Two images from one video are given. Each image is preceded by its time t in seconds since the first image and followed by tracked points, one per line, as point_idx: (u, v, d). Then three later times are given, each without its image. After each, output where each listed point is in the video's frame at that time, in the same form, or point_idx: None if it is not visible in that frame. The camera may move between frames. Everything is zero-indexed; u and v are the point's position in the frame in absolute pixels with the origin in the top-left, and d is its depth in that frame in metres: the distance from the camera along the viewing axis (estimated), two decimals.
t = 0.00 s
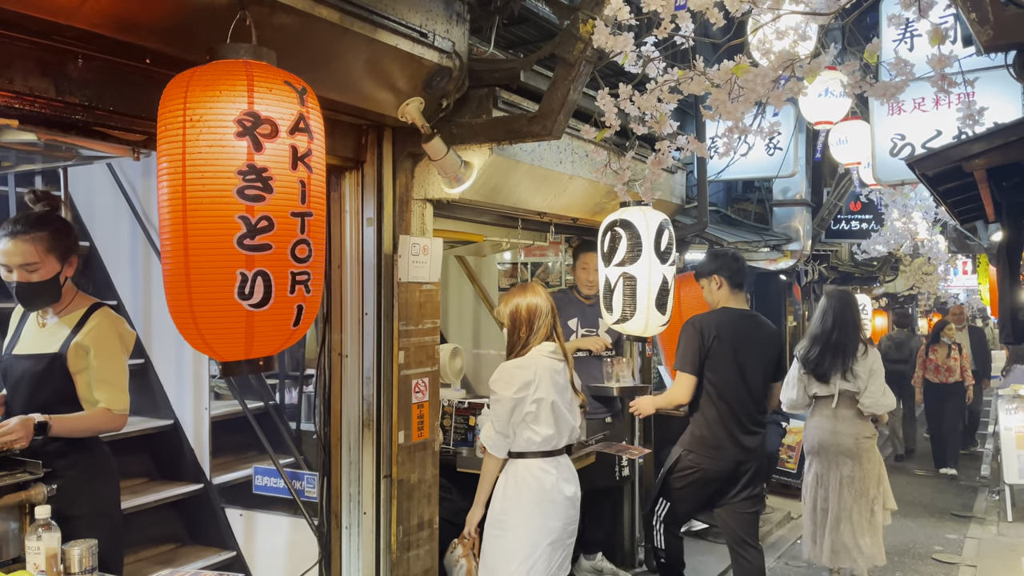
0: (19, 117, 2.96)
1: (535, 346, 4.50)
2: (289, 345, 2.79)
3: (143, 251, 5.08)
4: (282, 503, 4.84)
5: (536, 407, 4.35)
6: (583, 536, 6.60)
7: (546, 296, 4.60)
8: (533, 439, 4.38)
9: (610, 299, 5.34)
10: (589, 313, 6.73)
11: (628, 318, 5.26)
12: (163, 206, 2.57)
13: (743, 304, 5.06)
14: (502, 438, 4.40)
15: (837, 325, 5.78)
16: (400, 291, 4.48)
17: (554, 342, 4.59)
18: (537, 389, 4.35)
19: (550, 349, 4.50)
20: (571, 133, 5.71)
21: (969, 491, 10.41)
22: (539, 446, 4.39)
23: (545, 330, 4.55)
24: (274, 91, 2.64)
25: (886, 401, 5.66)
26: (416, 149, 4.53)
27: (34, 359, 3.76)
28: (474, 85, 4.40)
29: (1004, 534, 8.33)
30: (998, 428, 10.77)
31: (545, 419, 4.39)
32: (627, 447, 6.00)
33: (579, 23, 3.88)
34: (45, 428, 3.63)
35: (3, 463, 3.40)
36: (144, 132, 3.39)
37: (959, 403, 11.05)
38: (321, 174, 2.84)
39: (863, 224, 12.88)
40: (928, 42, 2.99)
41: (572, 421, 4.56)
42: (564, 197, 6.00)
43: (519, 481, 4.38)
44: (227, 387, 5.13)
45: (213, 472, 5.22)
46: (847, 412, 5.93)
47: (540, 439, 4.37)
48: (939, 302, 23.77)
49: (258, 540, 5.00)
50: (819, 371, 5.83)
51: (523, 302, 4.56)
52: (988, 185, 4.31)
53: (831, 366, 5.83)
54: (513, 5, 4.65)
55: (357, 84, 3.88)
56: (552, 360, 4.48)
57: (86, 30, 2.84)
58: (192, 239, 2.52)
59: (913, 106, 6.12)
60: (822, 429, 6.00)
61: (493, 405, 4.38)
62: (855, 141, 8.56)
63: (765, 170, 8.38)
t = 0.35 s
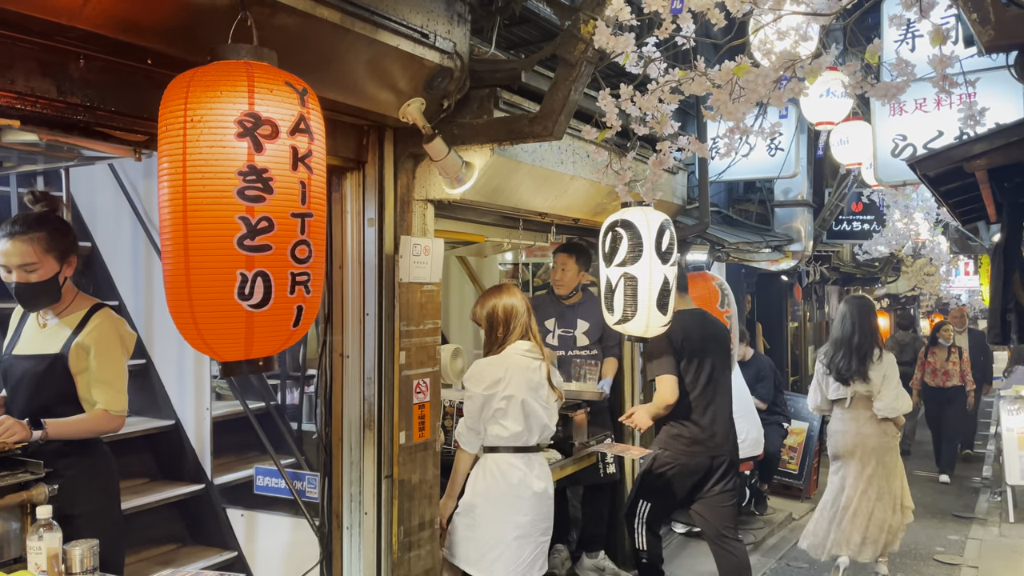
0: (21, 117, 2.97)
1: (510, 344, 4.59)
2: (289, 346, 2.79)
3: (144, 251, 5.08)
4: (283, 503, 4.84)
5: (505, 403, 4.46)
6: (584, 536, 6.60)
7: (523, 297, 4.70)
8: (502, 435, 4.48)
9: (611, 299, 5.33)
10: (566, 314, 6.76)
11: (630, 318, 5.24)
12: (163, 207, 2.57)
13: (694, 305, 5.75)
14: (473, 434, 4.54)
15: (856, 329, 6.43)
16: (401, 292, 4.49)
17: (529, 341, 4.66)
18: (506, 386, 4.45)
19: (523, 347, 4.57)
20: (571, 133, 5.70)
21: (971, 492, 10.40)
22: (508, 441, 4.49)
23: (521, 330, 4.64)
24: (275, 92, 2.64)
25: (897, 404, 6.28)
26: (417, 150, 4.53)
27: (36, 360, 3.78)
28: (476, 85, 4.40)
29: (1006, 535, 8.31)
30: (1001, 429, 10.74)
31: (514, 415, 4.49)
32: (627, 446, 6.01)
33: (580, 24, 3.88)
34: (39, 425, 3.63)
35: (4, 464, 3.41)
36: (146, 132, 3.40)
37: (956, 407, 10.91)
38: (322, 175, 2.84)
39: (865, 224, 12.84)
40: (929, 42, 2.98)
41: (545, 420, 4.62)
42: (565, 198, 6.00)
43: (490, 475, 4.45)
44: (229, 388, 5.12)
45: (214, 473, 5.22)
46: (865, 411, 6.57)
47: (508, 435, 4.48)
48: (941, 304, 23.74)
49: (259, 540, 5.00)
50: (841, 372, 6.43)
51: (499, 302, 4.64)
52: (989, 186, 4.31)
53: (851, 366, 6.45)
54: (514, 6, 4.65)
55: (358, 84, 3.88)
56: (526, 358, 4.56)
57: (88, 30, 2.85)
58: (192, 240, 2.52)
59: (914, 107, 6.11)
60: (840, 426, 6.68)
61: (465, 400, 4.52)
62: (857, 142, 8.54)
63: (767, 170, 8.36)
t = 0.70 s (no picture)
0: (23, 117, 2.98)
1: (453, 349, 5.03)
2: (290, 345, 2.79)
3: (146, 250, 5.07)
4: (285, 503, 4.85)
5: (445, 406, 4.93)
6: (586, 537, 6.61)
7: (474, 304, 5.14)
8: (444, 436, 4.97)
9: (613, 299, 5.31)
10: (564, 312, 6.84)
11: (632, 318, 5.23)
12: (164, 205, 2.57)
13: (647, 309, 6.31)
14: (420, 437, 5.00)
15: (878, 329, 6.72)
16: (403, 291, 4.49)
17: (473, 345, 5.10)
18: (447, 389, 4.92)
19: (465, 351, 5.01)
20: (574, 133, 5.69)
21: (973, 492, 10.40)
22: (451, 442, 4.98)
23: (467, 333, 5.09)
24: (277, 91, 2.64)
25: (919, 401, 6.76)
26: (419, 149, 4.52)
27: (36, 360, 3.78)
28: (478, 85, 4.39)
29: (1008, 536, 8.31)
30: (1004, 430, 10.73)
31: (454, 417, 4.95)
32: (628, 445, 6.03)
33: (583, 23, 3.87)
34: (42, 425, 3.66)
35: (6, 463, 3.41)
36: (148, 132, 3.40)
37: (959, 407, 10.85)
38: (324, 174, 2.84)
39: (867, 224, 12.82)
40: (933, 41, 2.97)
41: (487, 422, 5.08)
42: (567, 198, 5.99)
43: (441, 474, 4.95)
44: (231, 388, 5.09)
45: (216, 473, 5.22)
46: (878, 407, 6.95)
47: (449, 435, 4.96)
48: (943, 304, 23.70)
49: (261, 540, 5.00)
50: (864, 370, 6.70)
51: (452, 307, 5.08)
52: (991, 185, 4.29)
53: (873, 365, 6.75)
54: (516, 6, 4.64)
55: (361, 83, 3.88)
56: (468, 361, 5.01)
57: (90, 29, 2.85)
58: (193, 239, 2.52)
59: (917, 106, 6.09)
60: (857, 421, 6.99)
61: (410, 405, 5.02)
62: (859, 141, 8.53)
63: (769, 170, 8.34)
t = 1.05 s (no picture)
0: (24, 116, 2.98)
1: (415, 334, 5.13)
2: (292, 344, 2.79)
3: (148, 250, 5.07)
4: (286, 503, 4.85)
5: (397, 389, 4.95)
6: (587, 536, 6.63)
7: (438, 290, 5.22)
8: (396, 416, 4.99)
9: (615, 299, 5.29)
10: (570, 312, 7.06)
11: (633, 318, 5.22)
12: (166, 203, 2.57)
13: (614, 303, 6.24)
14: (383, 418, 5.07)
15: (875, 326, 7.25)
16: (405, 291, 4.49)
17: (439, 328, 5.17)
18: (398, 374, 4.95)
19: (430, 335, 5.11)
20: (575, 133, 5.68)
21: (975, 492, 10.41)
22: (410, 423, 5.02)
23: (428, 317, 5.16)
24: (279, 89, 2.64)
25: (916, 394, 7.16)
26: (421, 149, 4.51)
27: (37, 359, 3.80)
28: (479, 84, 4.38)
29: (1010, 536, 8.30)
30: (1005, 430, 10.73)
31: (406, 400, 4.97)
32: (631, 447, 6.05)
33: (585, 23, 3.86)
34: (49, 420, 3.64)
35: (7, 463, 3.40)
36: (150, 131, 3.40)
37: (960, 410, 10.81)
38: (326, 173, 2.83)
39: (868, 224, 12.79)
40: (936, 40, 2.96)
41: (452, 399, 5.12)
42: (569, 197, 5.98)
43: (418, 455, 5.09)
44: (233, 388, 5.10)
45: (218, 473, 5.21)
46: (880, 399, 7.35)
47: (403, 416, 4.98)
48: (944, 304, 23.70)
49: (263, 540, 4.99)
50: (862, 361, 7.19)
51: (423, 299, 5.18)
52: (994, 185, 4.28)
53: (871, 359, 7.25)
54: (518, 5, 4.64)
55: (363, 83, 3.87)
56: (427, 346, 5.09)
57: (92, 28, 2.85)
58: (195, 237, 2.52)
59: (919, 106, 6.08)
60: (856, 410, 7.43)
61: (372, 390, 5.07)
62: (861, 141, 8.53)
63: (771, 170, 8.34)
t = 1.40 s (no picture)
0: (27, 114, 2.98)
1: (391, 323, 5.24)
2: (297, 343, 2.78)
3: (150, 249, 5.07)
4: (288, 502, 4.84)
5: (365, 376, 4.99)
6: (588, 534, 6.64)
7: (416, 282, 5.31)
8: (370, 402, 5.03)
9: (617, 299, 5.28)
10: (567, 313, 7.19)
11: (636, 318, 5.20)
12: (171, 203, 2.57)
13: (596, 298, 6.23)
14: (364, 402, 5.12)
15: (885, 327, 7.67)
16: (407, 290, 4.48)
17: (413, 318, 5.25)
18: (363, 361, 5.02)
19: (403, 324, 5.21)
20: (578, 132, 5.67)
21: (976, 492, 10.42)
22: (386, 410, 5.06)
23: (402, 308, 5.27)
24: (283, 88, 2.64)
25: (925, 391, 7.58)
26: (423, 148, 4.50)
27: (39, 359, 3.79)
28: (481, 83, 4.37)
29: (1012, 536, 8.30)
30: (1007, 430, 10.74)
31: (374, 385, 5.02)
32: (632, 446, 6.03)
33: (587, 21, 3.85)
34: (54, 420, 3.62)
35: (9, 462, 3.40)
36: (152, 129, 3.40)
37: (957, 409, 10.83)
38: (330, 171, 2.83)
39: (870, 224, 12.76)
40: (940, 38, 2.95)
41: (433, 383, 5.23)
42: (571, 197, 5.96)
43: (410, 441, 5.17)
44: (234, 387, 5.12)
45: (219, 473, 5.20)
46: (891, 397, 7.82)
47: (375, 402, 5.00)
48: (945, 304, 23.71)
49: (265, 540, 4.99)
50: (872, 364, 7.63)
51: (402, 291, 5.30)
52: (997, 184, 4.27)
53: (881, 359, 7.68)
54: (520, 5, 4.63)
55: (365, 81, 3.86)
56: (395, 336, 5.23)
57: (94, 27, 2.85)
58: (200, 236, 2.51)
59: (922, 105, 6.08)
60: (871, 409, 7.90)
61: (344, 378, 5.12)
62: (863, 141, 8.52)
63: (773, 170, 8.33)
